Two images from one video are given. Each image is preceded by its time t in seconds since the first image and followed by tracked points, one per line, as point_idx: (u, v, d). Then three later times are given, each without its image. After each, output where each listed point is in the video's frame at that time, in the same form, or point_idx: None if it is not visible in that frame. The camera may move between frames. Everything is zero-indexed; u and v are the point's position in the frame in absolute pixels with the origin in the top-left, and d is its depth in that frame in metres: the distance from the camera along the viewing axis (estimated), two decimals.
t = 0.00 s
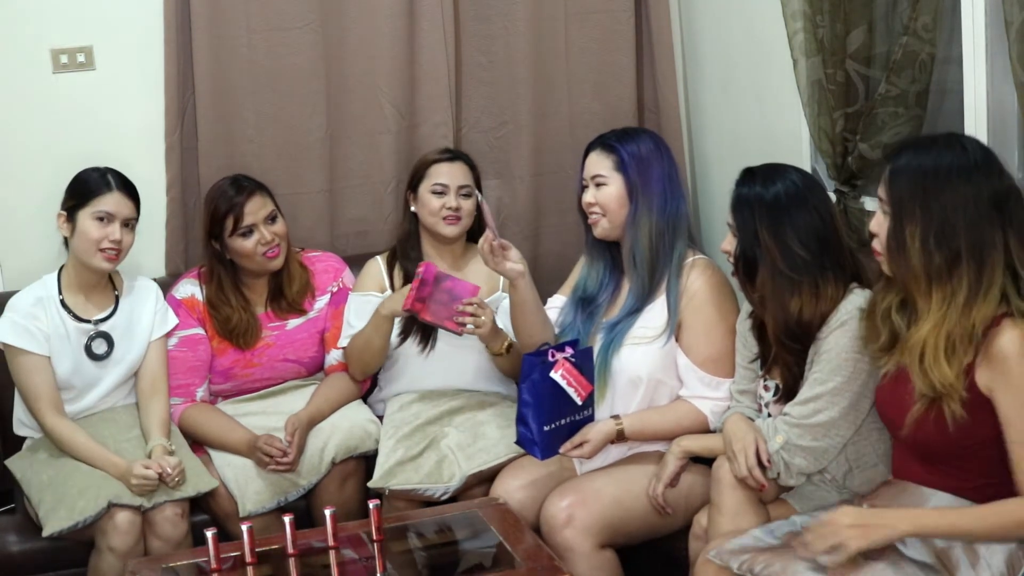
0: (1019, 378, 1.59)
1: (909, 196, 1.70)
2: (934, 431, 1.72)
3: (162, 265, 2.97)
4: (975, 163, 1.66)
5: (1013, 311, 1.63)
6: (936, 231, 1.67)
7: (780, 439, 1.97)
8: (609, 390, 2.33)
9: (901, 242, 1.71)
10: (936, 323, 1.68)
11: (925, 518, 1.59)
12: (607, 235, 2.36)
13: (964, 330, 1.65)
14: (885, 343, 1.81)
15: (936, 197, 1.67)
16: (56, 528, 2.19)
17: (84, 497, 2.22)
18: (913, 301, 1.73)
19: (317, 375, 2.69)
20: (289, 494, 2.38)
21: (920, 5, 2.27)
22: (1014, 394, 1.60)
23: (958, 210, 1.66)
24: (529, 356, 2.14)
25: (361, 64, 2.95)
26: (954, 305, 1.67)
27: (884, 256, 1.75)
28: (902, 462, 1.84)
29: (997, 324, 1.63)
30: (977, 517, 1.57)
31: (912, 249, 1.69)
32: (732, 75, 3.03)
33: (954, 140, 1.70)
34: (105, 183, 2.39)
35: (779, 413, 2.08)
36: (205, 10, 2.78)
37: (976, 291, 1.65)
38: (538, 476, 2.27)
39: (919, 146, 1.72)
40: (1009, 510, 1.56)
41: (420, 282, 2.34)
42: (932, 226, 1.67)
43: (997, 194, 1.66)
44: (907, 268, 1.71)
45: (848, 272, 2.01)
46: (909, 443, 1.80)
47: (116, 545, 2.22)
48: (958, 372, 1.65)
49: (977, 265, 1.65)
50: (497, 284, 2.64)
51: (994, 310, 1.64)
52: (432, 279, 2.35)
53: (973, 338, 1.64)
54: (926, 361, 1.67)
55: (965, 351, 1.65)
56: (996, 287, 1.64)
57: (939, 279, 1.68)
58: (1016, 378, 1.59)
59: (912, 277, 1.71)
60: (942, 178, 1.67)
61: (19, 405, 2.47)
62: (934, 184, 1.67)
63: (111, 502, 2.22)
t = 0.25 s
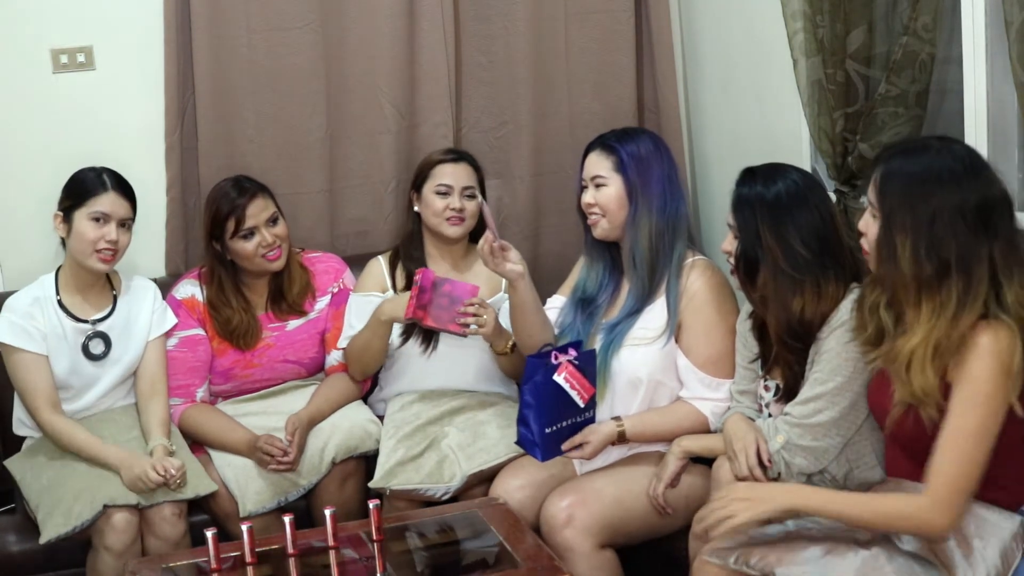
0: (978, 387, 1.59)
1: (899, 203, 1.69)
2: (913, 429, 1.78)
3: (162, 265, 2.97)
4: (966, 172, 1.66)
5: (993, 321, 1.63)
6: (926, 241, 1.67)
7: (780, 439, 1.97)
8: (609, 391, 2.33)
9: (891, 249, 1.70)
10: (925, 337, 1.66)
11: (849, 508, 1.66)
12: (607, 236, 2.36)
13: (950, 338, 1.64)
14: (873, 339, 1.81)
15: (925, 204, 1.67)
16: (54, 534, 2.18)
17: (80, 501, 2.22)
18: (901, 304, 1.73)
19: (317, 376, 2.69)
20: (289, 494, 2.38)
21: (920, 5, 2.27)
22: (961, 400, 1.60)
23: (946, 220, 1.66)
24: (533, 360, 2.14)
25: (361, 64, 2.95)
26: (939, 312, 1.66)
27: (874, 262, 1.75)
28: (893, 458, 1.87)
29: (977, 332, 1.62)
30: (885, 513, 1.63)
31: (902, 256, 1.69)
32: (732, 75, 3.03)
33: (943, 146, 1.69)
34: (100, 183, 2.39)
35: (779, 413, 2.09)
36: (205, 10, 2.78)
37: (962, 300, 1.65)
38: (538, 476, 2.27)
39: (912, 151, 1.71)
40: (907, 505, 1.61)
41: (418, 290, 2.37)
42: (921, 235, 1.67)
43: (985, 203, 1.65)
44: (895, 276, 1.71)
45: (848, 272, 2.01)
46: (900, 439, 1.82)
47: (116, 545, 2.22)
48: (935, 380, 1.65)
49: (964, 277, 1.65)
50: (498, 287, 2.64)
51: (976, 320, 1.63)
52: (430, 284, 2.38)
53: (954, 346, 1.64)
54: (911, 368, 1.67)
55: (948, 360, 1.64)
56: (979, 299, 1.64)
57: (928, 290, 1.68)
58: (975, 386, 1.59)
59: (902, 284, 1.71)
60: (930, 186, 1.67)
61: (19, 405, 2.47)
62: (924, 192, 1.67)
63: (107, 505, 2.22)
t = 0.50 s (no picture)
0: (941, 387, 1.65)
1: (888, 208, 1.73)
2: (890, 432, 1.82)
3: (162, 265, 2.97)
4: (954, 178, 1.70)
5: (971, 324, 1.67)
6: (915, 246, 1.71)
7: (780, 439, 1.96)
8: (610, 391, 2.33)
9: (879, 254, 1.74)
10: (903, 340, 1.70)
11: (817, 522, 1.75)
12: (606, 238, 2.37)
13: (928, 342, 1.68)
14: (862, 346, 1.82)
15: (917, 210, 1.71)
16: (53, 534, 2.17)
17: (77, 500, 2.21)
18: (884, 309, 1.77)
19: (317, 376, 2.69)
20: (289, 494, 2.38)
21: (920, 6, 2.27)
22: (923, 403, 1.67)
23: (933, 227, 1.70)
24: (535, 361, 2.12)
25: (361, 64, 2.95)
26: (920, 316, 1.70)
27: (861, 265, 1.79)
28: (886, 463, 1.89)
29: (952, 334, 1.67)
30: (841, 517, 1.73)
31: (889, 261, 1.73)
32: (732, 75, 3.03)
33: (932, 151, 1.73)
34: (97, 182, 2.39)
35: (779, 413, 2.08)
36: (205, 10, 2.78)
37: (944, 304, 1.69)
38: (538, 476, 2.27)
39: (899, 157, 1.74)
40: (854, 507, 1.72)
41: (421, 293, 2.36)
42: (909, 242, 1.71)
43: (972, 208, 1.70)
44: (881, 281, 1.75)
45: (848, 272, 2.02)
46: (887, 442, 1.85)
47: (115, 544, 2.22)
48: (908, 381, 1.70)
49: (946, 283, 1.70)
50: (498, 288, 2.65)
51: (953, 323, 1.68)
52: (433, 286, 2.36)
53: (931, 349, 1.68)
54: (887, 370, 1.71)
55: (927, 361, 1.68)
56: (960, 302, 1.69)
57: (914, 297, 1.72)
58: (942, 387, 1.65)
59: (887, 288, 1.74)
60: (923, 193, 1.71)
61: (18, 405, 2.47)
62: (914, 198, 1.71)
63: (104, 504, 2.21)
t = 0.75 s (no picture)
0: (945, 391, 1.65)
1: (871, 210, 1.72)
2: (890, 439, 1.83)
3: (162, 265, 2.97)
4: (936, 178, 1.70)
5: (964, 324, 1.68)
6: (899, 248, 1.70)
7: (780, 443, 1.96)
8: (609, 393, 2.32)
9: (863, 255, 1.74)
10: (894, 337, 1.72)
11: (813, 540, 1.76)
12: (605, 239, 2.36)
13: (925, 346, 1.69)
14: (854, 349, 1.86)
15: (901, 211, 1.70)
16: (54, 534, 2.18)
17: (78, 500, 2.21)
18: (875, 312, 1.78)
19: (316, 376, 2.69)
20: (289, 494, 2.37)
21: (920, 5, 2.28)
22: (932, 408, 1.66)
23: (918, 227, 1.70)
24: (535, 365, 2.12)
25: (361, 64, 2.95)
26: (912, 318, 1.71)
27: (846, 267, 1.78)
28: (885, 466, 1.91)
29: (948, 336, 1.67)
30: (858, 532, 1.72)
31: (874, 262, 1.72)
32: (732, 74, 3.03)
33: (910, 153, 1.73)
34: (96, 179, 2.39)
35: (778, 414, 2.09)
36: (205, 10, 2.78)
37: (934, 304, 1.70)
38: (538, 475, 2.27)
39: (884, 157, 1.73)
40: (879, 521, 1.71)
41: (421, 293, 2.36)
42: (894, 244, 1.71)
43: (957, 208, 1.70)
44: (868, 284, 1.75)
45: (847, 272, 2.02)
46: (887, 447, 1.86)
47: (115, 544, 2.22)
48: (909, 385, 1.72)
49: (935, 282, 1.70)
50: (498, 289, 2.65)
51: (946, 324, 1.68)
52: (434, 287, 2.36)
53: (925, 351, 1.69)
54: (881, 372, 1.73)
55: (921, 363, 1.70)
56: (951, 301, 1.69)
57: (900, 297, 1.73)
58: (943, 390, 1.65)
59: (874, 290, 1.75)
60: (906, 194, 1.70)
61: (18, 405, 2.47)
62: (898, 199, 1.70)
63: (106, 503, 2.21)
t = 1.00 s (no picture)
0: (926, 412, 1.64)
1: (847, 225, 1.72)
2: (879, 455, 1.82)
3: (161, 265, 2.97)
4: (907, 194, 1.70)
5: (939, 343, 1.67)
6: (870, 265, 1.70)
7: (782, 444, 1.96)
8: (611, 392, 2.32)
9: (836, 273, 1.74)
10: (868, 359, 1.71)
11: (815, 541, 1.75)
12: (605, 241, 2.36)
13: (903, 364, 1.69)
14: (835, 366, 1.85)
15: (872, 229, 1.70)
16: (51, 519, 2.18)
17: (78, 493, 2.22)
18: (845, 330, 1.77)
19: (316, 376, 2.69)
20: (288, 494, 2.38)
21: (920, 5, 2.30)
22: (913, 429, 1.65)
23: (890, 244, 1.70)
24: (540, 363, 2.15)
25: (361, 63, 2.95)
26: (885, 337, 1.70)
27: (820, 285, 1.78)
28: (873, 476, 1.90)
29: (923, 357, 1.67)
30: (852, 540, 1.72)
31: (846, 281, 1.72)
32: (732, 75, 3.03)
33: (890, 164, 1.73)
34: (96, 177, 2.39)
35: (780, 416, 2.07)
36: (205, 10, 2.78)
37: (907, 323, 1.70)
38: (538, 475, 2.27)
39: (857, 172, 1.74)
40: (871, 536, 1.70)
41: (423, 293, 2.35)
42: (866, 261, 1.71)
43: (928, 224, 1.70)
44: (840, 302, 1.74)
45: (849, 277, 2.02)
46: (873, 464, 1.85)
47: (115, 544, 2.22)
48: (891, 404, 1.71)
49: (908, 300, 1.70)
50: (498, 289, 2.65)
51: (920, 344, 1.68)
52: (436, 287, 2.36)
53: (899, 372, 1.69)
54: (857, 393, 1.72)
55: (897, 384, 1.70)
56: (925, 318, 1.69)
57: (871, 316, 1.72)
58: (924, 411, 1.64)
59: (845, 309, 1.74)
60: (879, 210, 1.70)
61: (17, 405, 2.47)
62: (868, 215, 1.71)
63: (106, 498, 2.22)
